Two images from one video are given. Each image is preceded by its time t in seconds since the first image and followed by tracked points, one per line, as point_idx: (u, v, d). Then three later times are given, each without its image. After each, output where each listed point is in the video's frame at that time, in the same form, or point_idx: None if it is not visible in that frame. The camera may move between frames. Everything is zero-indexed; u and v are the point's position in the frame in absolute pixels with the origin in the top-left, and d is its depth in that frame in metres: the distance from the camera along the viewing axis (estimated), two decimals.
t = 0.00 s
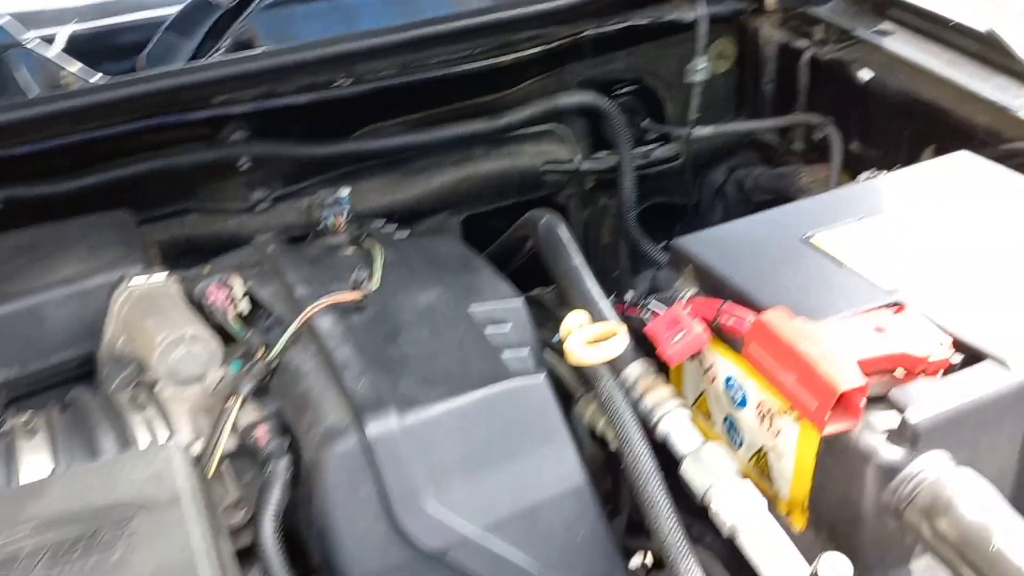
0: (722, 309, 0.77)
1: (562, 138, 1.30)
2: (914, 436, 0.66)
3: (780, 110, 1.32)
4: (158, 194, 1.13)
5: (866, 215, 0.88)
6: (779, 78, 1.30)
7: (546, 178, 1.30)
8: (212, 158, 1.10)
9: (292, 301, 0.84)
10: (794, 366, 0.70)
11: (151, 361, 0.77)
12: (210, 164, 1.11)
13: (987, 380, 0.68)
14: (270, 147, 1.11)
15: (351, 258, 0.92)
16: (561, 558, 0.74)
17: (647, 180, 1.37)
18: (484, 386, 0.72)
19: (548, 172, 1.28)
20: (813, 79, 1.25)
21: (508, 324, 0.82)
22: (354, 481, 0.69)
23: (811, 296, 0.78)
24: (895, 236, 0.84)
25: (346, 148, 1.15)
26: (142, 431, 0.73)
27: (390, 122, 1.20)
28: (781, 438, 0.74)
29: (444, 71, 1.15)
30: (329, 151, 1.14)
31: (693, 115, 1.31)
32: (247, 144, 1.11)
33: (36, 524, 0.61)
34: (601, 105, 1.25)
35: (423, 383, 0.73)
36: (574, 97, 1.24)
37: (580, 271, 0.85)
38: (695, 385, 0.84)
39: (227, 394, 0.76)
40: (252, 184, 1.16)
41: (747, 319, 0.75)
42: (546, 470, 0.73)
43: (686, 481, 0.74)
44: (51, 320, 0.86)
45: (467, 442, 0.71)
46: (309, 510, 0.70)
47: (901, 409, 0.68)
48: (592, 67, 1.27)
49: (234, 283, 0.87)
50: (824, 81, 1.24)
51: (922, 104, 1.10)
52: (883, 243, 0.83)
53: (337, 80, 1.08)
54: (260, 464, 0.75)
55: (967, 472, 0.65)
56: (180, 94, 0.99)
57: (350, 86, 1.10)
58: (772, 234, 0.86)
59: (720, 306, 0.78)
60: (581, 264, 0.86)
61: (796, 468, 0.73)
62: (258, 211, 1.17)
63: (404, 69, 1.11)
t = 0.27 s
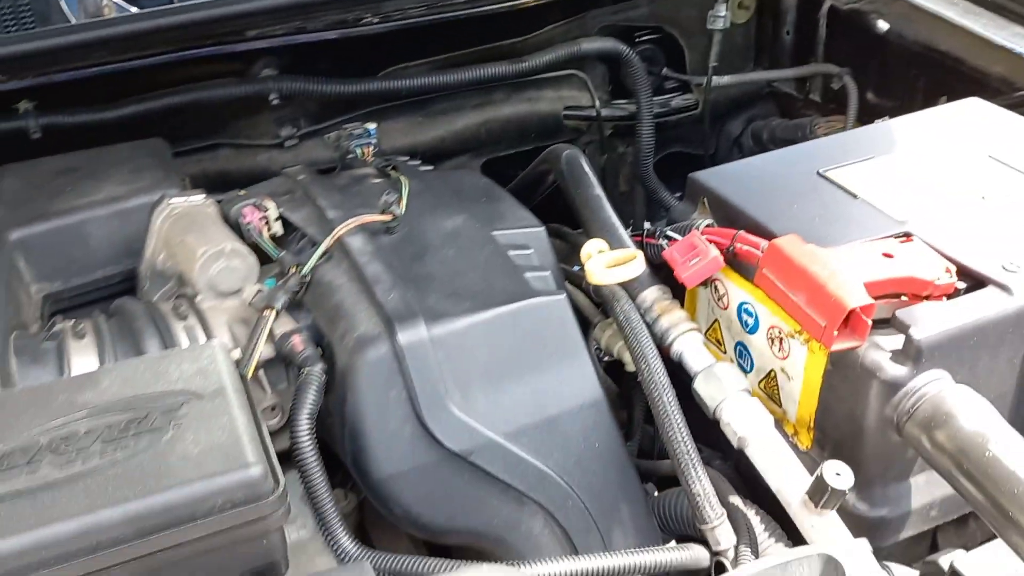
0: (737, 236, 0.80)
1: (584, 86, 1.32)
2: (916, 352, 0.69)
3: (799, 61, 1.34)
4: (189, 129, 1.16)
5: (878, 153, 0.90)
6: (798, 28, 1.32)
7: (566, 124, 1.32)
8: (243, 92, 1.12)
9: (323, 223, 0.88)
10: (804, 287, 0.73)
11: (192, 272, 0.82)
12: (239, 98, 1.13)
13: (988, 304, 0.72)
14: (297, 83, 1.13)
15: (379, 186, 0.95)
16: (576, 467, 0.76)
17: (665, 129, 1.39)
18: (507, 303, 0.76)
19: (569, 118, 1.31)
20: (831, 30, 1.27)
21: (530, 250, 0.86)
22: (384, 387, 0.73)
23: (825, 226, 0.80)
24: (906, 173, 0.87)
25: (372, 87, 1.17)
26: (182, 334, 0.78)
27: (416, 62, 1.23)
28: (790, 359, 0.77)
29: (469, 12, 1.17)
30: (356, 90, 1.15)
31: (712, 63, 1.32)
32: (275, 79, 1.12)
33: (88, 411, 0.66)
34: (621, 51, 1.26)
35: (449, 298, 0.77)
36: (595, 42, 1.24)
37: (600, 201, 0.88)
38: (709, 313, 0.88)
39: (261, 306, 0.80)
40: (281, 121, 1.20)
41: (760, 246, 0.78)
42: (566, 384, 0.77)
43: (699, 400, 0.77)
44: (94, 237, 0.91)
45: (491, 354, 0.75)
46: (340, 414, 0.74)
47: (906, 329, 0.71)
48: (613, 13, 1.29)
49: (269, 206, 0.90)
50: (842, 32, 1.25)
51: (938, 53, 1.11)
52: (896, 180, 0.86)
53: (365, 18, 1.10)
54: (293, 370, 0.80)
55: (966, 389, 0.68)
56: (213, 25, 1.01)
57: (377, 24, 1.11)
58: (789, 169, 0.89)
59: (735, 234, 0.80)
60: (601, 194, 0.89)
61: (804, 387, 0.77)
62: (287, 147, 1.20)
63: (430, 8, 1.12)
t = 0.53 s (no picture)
0: (764, 213, 0.81)
1: (619, 70, 1.34)
2: (938, 329, 0.71)
3: (834, 54, 1.34)
4: (231, 94, 1.18)
5: (908, 139, 0.92)
6: (836, 21, 1.32)
7: (599, 106, 1.33)
8: (285, 59, 1.15)
9: (360, 183, 0.91)
10: (829, 262, 0.74)
11: (233, 224, 0.85)
12: (281, 65, 1.16)
13: (1010, 285, 0.73)
14: (338, 52, 1.16)
15: (416, 153, 0.98)
16: (597, 427, 0.79)
17: (697, 117, 1.39)
18: (537, 266, 0.78)
19: (603, 101, 1.32)
20: (869, 24, 1.28)
21: (561, 218, 0.87)
22: (413, 338, 0.75)
23: (852, 206, 0.82)
24: (936, 159, 0.88)
25: (410, 60, 1.19)
26: (222, 282, 0.80)
27: (455, 38, 1.26)
28: (811, 335, 0.79)
29: None
30: (395, 62, 1.18)
31: (748, 51, 1.32)
32: (316, 48, 1.16)
33: (133, 342, 0.69)
34: (657, 36, 1.28)
35: (481, 259, 0.79)
36: (633, 26, 1.26)
37: (632, 173, 0.89)
38: (733, 289, 0.89)
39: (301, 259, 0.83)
40: (320, 90, 1.22)
41: (786, 223, 0.79)
42: (590, 347, 0.79)
43: (721, 370, 0.79)
44: (139, 188, 0.94)
45: (519, 314, 0.77)
46: (371, 364, 0.77)
47: (928, 307, 0.72)
48: None
49: (309, 166, 0.93)
50: (880, 27, 1.26)
51: (975, 48, 1.12)
52: (924, 165, 0.87)
53: None
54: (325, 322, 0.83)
55: (984, 367, 0.69)
56: None
57: None
58: (817, 152, 0.90)
59: (762, 210, 0.81)
60: (634, 168, 0.90)
61: (825, 363, 0.78)
62: (325, 116, 1.23)
63: None
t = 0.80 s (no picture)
0: (823, 183, 0.85)
1: (677, 54, 1.39)
2: (987, 296, 0.74)
3: (889, 47, 1.37)
4: (304, 62, 1.24)
5: (964, 122, 0.94)
6: (892, 15, 1.35)
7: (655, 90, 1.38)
8: (356, 29, 1.20)
9: (432, 143, 0.95)
10: (884, 229, 0.77)
11: (314, 174, 0.90)
12: (354, 36, 1.21)
13: None
14: (409, 25, 1.21)
15: (484, 118, 1.02)
16: (653, 378, 0.83)
17: (751, 104, 1.42)
18: (602, 223, 0.82)
19: (660, 83, 1.36)
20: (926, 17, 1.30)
21: (624, 181, 0.92)
22: (484, 284, 0.79)
23: (906, 179, 0.85)
24: (992, 141, 0.91)
25: (477, 35, 1.24)
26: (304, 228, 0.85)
27: (519, 16, 1.30)
28: (864, 302, 0.82)
29: None
30: (463, 36, 1.23)
31: (805, 41, 1.35)
32: (389, 21, 1.21)
33: (229, 270, 0.75)
34: (715, 23, 1.32)
35: (549, 215, 0.83)
36: (694, 12, 1.31)
37: (693, 142, 0.94)
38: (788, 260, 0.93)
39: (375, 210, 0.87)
40: (389, 62, 1.27)
41: (844, 193, 0.83)
42: (649, 302, 0.83)
43: (775, 332, 0.82)
44: (223, 141, 1.00)
45: (584, 268, 0.81)
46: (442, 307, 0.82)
47: (978, 274, 0.75)
48: None
49: (384, 125, 0.98)
50: (936, 20, 1.29)
51: None
52: (979, 145, 0.90)
53: None
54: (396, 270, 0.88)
55: None
56: None
57: None
58: (874, 131, 0.93)
59: (821, 181, 0.85)
60: (694, 137, 0.95)
61: (875, 329, 0.81)
62: (392, 87, 1.28)
63: None
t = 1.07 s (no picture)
0: (868, 168, 0.86)
1: (719, 47, 1.40)
2: None
3: (931, 43, 1.37)
4: (354, 49, 1.28)
5: (1011, 112, 0.95)
6: (935, 11, 1.35)
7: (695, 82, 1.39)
8: (404, 16, 1.22)
9: (481, 125, 0.98)
10: (930, 213, 0.78)
11: (366, 153, 0.93)
12: (401, 22, 1.23)
13: None
14: (456, 13, 1.23)
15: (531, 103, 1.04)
16: (696, 356, 0.84)
17: (791, 98, 1.43)
18: (649, 203, 0.83)
19: (701, 75, 1.38)
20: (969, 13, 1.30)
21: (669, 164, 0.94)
22: (532, 261, 0.81)
23: (952, 166, 0.85)
24: None
25: (522, 24, 1.26)
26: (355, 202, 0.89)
27: (563, 6, 1.32)
28: (906, 287, 0.83)
29: None
30: (509, 25, 1.24)
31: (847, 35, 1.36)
32: (437, 9, 1.23)
33: (288, 239, 0.78)
34: (757, 16, 1.33)
35: (597, 193, 0.85)
36: (736, 5, 1.31)
37: (738, 127, 0.96)
38: (831, 245, 0.95)
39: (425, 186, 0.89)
40: (434, 49, 1.30)
41: (890, 177, 0.84)
42: (693, 281, 0.84)
43: (818, 314, 0.83)
44: (277, 121, 1.03)
45: (631, 246, 0.82)
46: (490, 281, 0.84)
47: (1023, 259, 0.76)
48: None
49: (433, 107, 1.00)
50: (980, 16, 1.29)
51: None
52: None
53: None
54: (445, 247, 0.90)
55: None
56: None
57: None
58: (919, 120, 0.94)
59: (866, 166, 0.86)
60: (740, 123, 0.97)
61: (918, 313, 0.82)
62: (437, 74, 1.30)
63: None
